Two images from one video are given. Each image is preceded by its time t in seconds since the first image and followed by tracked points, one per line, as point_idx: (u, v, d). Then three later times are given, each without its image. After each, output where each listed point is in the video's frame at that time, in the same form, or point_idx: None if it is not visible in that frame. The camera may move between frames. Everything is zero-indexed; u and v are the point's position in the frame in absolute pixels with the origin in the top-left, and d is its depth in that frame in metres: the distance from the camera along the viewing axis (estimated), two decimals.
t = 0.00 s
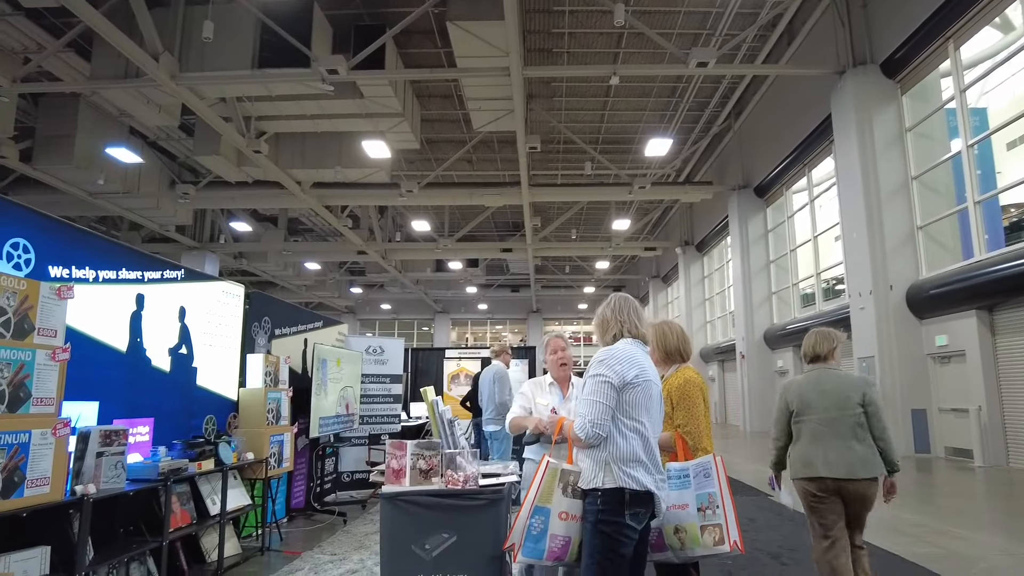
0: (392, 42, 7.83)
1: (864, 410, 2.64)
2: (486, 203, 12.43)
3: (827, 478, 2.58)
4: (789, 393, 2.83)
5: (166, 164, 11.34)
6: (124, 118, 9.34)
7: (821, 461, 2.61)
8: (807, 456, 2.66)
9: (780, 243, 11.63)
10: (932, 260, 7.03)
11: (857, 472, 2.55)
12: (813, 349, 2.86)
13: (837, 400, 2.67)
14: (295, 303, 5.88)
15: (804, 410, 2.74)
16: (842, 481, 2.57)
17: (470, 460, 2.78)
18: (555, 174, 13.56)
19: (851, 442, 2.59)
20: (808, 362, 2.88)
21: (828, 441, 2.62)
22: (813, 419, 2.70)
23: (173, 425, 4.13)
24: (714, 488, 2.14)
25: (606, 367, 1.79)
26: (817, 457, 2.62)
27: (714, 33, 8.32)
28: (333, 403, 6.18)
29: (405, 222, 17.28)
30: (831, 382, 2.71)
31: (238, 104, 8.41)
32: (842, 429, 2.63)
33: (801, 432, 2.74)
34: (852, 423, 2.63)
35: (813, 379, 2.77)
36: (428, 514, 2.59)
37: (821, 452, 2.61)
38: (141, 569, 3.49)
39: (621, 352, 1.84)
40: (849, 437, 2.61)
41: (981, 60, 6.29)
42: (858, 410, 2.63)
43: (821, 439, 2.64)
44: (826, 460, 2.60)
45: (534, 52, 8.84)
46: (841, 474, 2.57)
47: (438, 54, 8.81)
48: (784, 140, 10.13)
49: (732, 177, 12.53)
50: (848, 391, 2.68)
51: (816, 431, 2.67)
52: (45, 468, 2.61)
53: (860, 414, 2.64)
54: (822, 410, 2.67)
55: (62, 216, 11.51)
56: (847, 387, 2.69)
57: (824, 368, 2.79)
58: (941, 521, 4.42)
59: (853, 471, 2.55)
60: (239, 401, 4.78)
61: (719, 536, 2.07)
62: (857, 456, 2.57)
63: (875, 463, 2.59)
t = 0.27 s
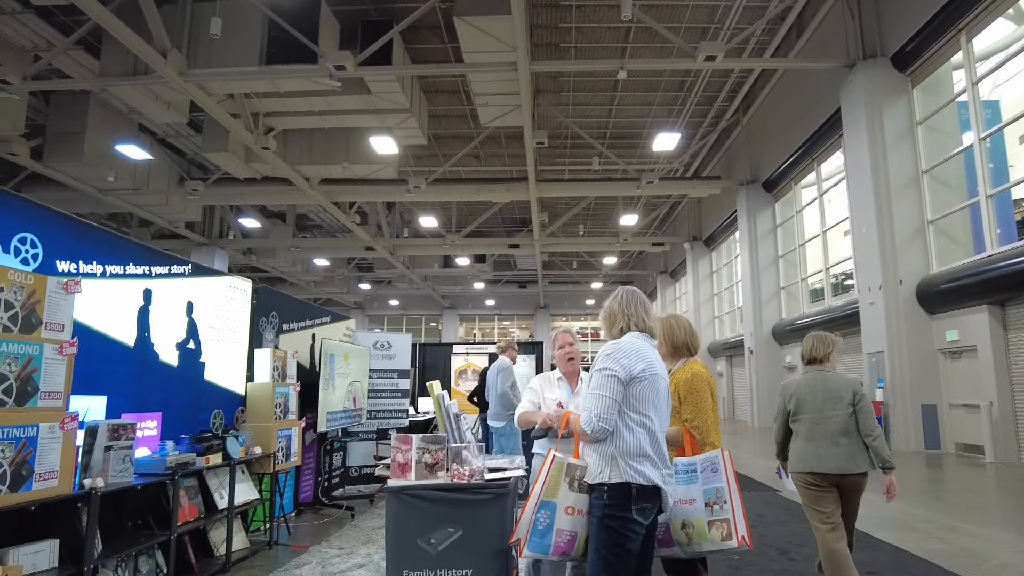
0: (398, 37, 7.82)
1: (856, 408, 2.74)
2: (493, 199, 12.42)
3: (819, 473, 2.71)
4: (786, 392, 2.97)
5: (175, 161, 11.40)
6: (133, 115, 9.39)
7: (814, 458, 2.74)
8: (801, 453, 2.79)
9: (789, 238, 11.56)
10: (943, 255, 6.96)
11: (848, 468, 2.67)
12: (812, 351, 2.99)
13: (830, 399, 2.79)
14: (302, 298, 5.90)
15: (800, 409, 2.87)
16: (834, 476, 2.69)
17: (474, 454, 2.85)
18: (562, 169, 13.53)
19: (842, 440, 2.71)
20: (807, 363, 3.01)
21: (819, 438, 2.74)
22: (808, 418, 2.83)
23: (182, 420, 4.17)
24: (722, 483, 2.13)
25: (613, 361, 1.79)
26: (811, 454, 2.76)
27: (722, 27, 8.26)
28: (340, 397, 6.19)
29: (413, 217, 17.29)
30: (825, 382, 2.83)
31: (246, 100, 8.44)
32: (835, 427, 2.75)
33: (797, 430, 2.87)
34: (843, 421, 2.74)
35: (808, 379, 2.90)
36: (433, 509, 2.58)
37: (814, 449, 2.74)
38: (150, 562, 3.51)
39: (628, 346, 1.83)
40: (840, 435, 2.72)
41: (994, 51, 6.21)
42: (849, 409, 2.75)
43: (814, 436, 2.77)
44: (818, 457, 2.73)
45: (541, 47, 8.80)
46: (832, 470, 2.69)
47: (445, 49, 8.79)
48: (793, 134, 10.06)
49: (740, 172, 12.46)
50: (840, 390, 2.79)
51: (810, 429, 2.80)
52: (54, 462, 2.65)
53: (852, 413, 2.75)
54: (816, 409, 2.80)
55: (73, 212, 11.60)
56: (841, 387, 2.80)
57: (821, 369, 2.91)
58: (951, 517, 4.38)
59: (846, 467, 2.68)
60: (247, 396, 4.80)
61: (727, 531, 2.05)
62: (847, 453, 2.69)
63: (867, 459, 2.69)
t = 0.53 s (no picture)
0: (404, 32, 7.79)
1: (853, 398, 2.96)
2: (500, 195, 12.40)
3: (822, 459, 2.88)
4: (785, 384, 3.12)
5: (183, 157, 11.44)
6: (140, 112, 9.42)
7: (816, 446, 2.91)
8: (803, 441, 2.95)
9: (798, 233, 11.48)
10: (954, 250, 6.89)
11: (848, 454, 2.86)
12: (807, 346, 3.19)
13: (830, 391, 2.98)
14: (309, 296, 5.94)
15: (798, 399, 3.04)
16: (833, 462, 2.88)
17: (479, 453, 2.86)
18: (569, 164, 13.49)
19: (842, 428, 2.90)
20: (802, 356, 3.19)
21: (821, 426, 2.90)
22: (809, 408, 3.00)
23: (188, 417, 4.20)
24: (731, 483, 2.11)
25: (620, 359, 1.76)
26: (811, 441, 2.93)
27: (730, 20, 8.19)
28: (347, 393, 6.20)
29: (419, 213, 17.29)
30: (824, 374, 3.01)
31: (253, 97, 8.44)
32: (834, 416, 2.93)
33: (796, 419, 3.03)
34: (842, 410, 2.94)
35: (805, 370, 3.07)
36: (436, 508, 2.58)
37: (816, 438, 2.91)
38: (155, 560, 3.52)
39: (636, 344, 1.80)
40: (841, 423, 2.91)
41: (1006, 43, 6.12)
42: (847, 399, 2.95)
43: (814, 424, 2.94)
44: (819, 445, 2.90)
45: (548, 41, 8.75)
46: (834, 456, 2.87)
47: (451, 45, 8.76)
48: (801, 128, 9.98)
49: (748, 167, 12.38)
50: (839, 382, 2.98)
51: (812, 417, 2.96)
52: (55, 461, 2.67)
53: (850, 402, 2.95)
54: (816, 400, 2.98)
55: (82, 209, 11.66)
56: (839, 378, 2.99)
57: (817, 362, 3.10)
58: (962, 515, 4.35)
59: (844, 453, 2.87)
60: (252, 393, 4.81)
61: (735, 532, 2.04)
62: (847, 440, 2.87)
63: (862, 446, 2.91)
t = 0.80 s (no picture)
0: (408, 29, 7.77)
1: (837, 402, 3.18)
2: (504, 193, 12.38)
3: (810, 459, 3.08)
4: (775, 388, 3.31)
5: (188, 156, 11.46)
6: (145, 111, 9.44)
7: (806, 447, 3.10)
8: (792, 442, 3.15)
9: (804, 230, 11.42)
10: (962, 247, 6.83)
11: (834, 454, 3.06)
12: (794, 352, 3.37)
13: (818, 395, 3.18)
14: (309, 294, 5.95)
15: (786, 403, 3.24)
16: (819, 462, 3.07)
17: (477, 453, 2.79)
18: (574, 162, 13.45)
19: (828, 430, 3.10)
20: (790, 362, 3.39)
21: (809, 429, 3.10)
22: (797, 411, 3.20)
23: (187, 417, 4.20)
24: (734, 484, 2.10)
25: (620, 357, 1.74)
26: (799, 443, 3.13)
27: (735, 16, 8.13)
28: (348, 391, 6.20)
29: (424, 212, 17.31)
30: (811, 380, 3.22)
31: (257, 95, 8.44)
32: (820, 418, 3.13)
33: (784, 422, 3.22)
34: (828, 413, 3.15)
35: (792, 376, 3.28)
36: (430, 509, 2.56)
37: (806, 439, 3.10)
38: (153, 560, 3.52)
39: (637, 342, 1.78)
40: (827, 425, 3.11)
41: (1016, 37, 6.06)
42: (832, 403, 3.16)
43: (802, 427, 3.14)
44: (810, 446, 3.10)
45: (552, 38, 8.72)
46: (822, 456, 3.07)
47: (455, 42, 8.74)
48: (807, 125, 9.92)
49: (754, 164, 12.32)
50: (825, 387, 3.19)
51: (800, 420, 3.16)
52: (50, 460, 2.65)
53: (834, 406, 3.17)
54: (804, 404, 3.18)
55: (88, 208, 11.70)
56: (824, 384, 3.20)
57: (804, 368, 3.30)
58: (970, 514, 4.32)
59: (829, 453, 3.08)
60: (252, 392, 4.80)
61: (738, 534, 2.04)
62: (834, 442, 3.07)
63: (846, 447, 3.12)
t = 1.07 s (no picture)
0: (408, 27, 7.73)
1: (813, 398, 3.43)
2: (506, 191, 12.36)
3: (783, 449, 3.34)
4: (757, 381, 3.58)
5: (189, 156, 11.47)
6: (147, 111, 9.44)
7: (778, 437, 3.37)
8: (767, 430, 3.42)
9: (807, 228, 11.38)
10: (965, 245, 6.80)
11: (806, 445, 3.33)
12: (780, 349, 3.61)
13: (795, 391, 3.43)
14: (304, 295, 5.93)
15: (764, 395, 3.51)
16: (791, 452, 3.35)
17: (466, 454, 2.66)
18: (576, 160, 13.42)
19: (802, 422, 3.36)
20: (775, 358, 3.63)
21: (784, 421, 3.36)
22: (775, 404, 3.46)
23: (179, 416, 4.22)
24: (726, 487, 2.09)
25: (608, 356, 1.72)
26: (773, 433, 3.40)
27: (737, 13, 8.10)
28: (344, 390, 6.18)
29: (426, 211, 17.31)
30: (791, 376, 3.47)
31: (257, 94, 8.41)
32: (796, 412, 3.39)
33: (761, 413, 3.49)
34: (804, 408, 3.40)
35: (773, 371, 3.54)
36: (414, 512, 2.44)
37: (779, 430, 3.37)
38: (142, 561, 3.53)
39: (626, 342, 1.76)
40: (802, 418, 3.38)
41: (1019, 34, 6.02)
42: (809, 399, 3.41)
43: (778, 418, 3.40)
44: (782, 435, 3.36)
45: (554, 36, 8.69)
46: (794, 446, 3.34)
47: (456, 40, 8.72)
48: (810, 122, 9.88)
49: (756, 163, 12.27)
50: (803, 383, 3.44)
51: (777, 412, 3.41)
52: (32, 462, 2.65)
53: (810, 402, 3.42)
54: (782, 397, 3.44)
55: (91, 207, 11.72)
56: (803, 380, 3.45)
57: (787, 364, 3.54)
58: (972, 516, 4.29)
59: (801, 444, 3.35)
60: (247, 391, 4.80)
61: (731, 539, 2.02)
62: (806, 433, 3.34)
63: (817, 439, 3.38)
